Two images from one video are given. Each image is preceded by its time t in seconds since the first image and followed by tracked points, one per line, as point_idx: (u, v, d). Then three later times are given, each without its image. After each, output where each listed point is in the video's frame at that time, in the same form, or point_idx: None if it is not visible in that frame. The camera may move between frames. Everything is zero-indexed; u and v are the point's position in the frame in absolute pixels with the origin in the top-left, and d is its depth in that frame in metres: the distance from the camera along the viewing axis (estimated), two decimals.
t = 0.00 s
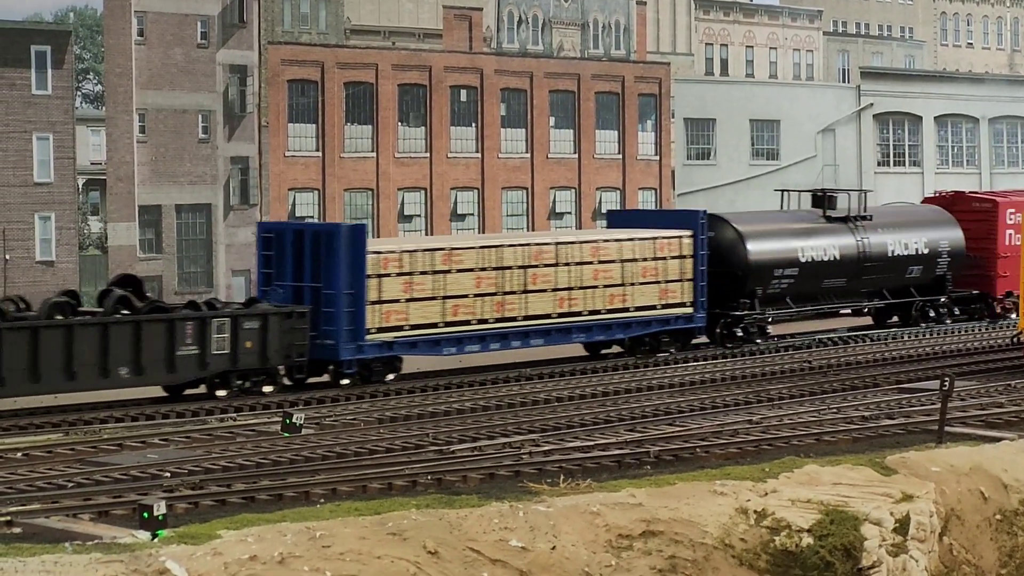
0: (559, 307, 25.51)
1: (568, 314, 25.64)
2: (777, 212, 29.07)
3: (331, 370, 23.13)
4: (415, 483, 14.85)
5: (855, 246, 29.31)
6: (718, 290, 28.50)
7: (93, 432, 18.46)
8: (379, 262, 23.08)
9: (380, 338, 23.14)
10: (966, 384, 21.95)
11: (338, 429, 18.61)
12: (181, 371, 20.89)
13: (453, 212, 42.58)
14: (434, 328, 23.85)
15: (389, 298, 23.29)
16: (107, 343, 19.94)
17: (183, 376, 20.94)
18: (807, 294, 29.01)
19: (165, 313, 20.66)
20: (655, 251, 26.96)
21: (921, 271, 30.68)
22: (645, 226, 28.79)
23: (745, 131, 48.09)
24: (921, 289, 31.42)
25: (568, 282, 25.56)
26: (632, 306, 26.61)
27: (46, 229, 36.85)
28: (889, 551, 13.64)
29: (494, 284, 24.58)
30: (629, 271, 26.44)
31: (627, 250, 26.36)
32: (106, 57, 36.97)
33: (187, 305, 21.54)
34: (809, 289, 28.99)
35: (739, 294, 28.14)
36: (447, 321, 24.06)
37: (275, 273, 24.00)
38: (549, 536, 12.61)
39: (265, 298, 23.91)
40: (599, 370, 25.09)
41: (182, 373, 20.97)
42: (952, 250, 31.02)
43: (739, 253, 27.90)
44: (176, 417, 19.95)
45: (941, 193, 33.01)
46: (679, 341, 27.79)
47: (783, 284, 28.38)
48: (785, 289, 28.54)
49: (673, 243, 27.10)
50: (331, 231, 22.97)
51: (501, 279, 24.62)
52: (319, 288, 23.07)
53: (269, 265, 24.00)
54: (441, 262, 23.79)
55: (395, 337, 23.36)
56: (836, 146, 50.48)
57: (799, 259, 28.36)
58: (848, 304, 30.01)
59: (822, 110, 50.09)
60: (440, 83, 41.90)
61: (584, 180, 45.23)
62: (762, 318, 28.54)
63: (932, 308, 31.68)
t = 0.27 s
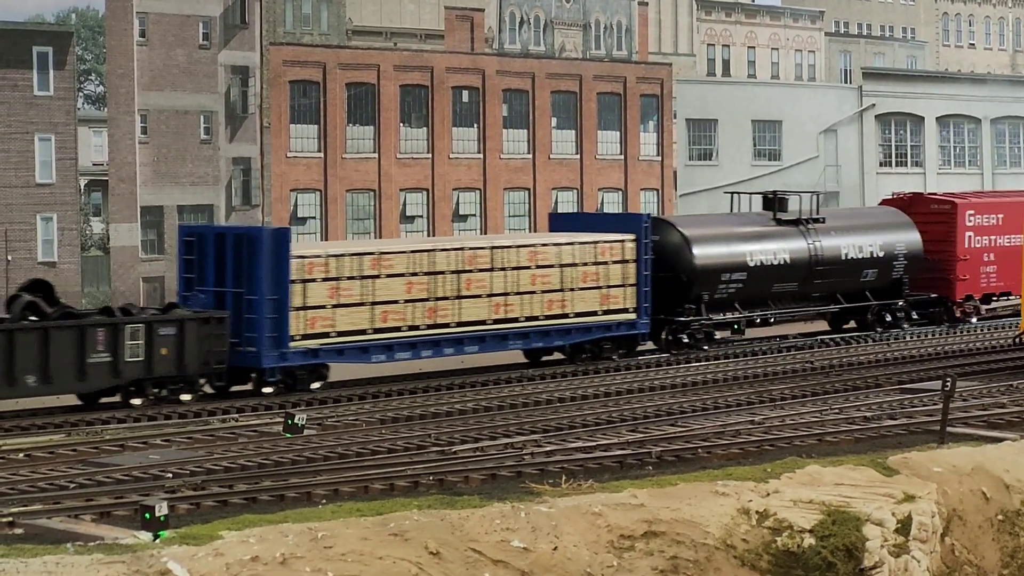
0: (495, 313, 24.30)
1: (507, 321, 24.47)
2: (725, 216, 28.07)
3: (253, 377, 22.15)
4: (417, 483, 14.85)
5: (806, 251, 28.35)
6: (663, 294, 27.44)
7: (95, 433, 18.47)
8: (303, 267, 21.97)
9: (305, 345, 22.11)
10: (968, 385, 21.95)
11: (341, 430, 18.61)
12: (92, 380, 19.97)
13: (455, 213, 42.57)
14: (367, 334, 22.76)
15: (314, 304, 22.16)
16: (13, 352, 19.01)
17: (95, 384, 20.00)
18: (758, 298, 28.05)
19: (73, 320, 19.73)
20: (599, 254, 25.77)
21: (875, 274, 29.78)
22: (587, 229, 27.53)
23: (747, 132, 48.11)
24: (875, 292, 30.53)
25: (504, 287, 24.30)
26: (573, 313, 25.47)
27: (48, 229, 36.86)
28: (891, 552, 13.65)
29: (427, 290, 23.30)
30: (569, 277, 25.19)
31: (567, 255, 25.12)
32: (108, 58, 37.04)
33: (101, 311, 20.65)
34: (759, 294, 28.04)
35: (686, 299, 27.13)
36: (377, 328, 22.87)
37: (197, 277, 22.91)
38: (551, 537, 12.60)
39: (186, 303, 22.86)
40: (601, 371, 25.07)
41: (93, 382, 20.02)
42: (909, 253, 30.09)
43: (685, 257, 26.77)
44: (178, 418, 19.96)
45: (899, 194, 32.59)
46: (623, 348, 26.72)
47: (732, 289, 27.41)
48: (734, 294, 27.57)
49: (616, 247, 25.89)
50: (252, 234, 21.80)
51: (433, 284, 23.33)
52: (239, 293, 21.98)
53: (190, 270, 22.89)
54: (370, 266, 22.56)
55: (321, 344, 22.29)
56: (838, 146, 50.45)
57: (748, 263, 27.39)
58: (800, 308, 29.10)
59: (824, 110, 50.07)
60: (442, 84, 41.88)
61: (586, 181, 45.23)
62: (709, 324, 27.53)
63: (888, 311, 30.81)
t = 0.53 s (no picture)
0: (426, 321, 23.73)
1: (437, 327, 23.84)
2: (668, 219, 27.39)
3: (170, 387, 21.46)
4: (419, 485, 14.86)
5: (755, 256, 27.73)
6: (604, 301, 26.91)
7: (97, 435, 18.48)
8: (224, 273, 21.25)
9: (223, 354, 21.34)
10: (969, 386, 21.95)
11: (342, 431, 18.62)
12: None
13: (456, 215, 42.65)
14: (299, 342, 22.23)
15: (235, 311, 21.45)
16: None
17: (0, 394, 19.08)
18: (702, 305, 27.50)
19: None
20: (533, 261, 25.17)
21: (828, 279, 29.13)
22: (529, 232, 26.96)
23: (748, 133, 48.08)
24: (829, 298, 29.93)
25: (436, 294, 23.75)
26: (508, 319, 24.82)
27: (49, 232, 36.86)
28: (892, 554, 13.67)
29: (353, 296, 22.75)
30: (505, 283, 24.70)
31: (502, 261, 24.60)
32: (110, 60, 37.13)
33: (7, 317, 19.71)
34: (703, 301, 27.46)
35: (627, 306, 26.56)
36: (301, 335, 22.26)
37: (114, 282, 22.10)
38: (553, 539, 12.60)
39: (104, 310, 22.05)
40: (603, 373, 25.07)
41: None
42: (863, 258, 29.52)
43: (626, 263, 26.21)
44: (179, 420, 19.97)
45: (856, 198, 32.00)
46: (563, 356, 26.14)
47: (675, 296, 26.81)
48: (677, 301, 26.99)
49: (552, 252, 25.36)
50: (168, 238, 21.08)
51: (361, 290, 22.75)
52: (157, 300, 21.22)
53: (107, 275, 22.14)
54: (293, 272, 21.93)
55: (241, 352, 21.56)
56: (839, 148, 50.43)
57: (692, 269, 26.77)
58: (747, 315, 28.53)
59: (825, 112, 50.09)
60: (443, 86, 41.87)
61: (587, 183, 45.27)
62: (651, 331, 26.98)
63: (841, 318, 30.16)
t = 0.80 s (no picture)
0: (353, 330, 23.05)
1: (362, 337, 23.16)
2: (611, 226, 26.94)
3: (80, 398, 20.78)
4: (419, 489, 14.86)
5: (699, 263, 27.26)
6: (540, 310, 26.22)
7: (97, 439, 18.50)
8: (138, 280, 20.69)
9: (138, 363, 20.72)
10: (970, 390, 21.95)
11: (342, 435, 18.63)
12: None
13: (457, 218, 42.70)
14: (228, 351, 21.68)
15: (149, 320, 20.85)
16: None
17: None
18: (645, 313, 26.90)
19: None
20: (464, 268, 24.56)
21: (778, 286, 28.69)
22: (460, 241, 26.26)
23: (748, 136, 48.05)
24: (779, 305, 29.46)
25: (363, 302, 23.08)
26: (438, 328, 24.17)
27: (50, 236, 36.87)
28: (892, 558, 13.69)
29: (275, 304, 22.09)
30: (436, 291, 23.98)
31: (433, 268, 23.91)
32: (110, 64, 37.14)
33: None
34: (646, 308, 26.87)
35: (564, 315, 25.88)
36: (219, 345, 21.58)
37: (26, 290, 21.37)
38: (553, 542, 12.60)
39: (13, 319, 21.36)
40: (604, 377, 25.07)
41: None
42: (813, 266, 29.03)
43: (565, 271, 25.53)
44: (180, 424, 19.99)
45: (808, 202, 31.53)
46: (497, 366, 25.39)
47: (616, 304, 26.25)
48: (618, 309, 26.39)
49: (486, 260, 24.70)
50: (80, 244, 20.48)
51: (283, 299, 22.09)
52: (68, 307, 20.56)
53: (17, 282, 21.41)
54: (212, 279, 21.35)
55: (157, 362, 20.93)
56: (840, 152, 50.45)
57: (634, 277, 26.23)
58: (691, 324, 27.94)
59: (825, 116, 50.10)
60: (444, 89, 41.89)
61: (587, 186, 45.28)
62: (590, 340, 26.34)
63: (793, 326, 29.82)
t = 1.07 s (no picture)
0: (274, 339, 22.06)
1: (285, 346, 22.16)
2: (549, 232, 25.85)
3: None
4: (419, 492, 14.86)
5: (642, 271, 26.22)
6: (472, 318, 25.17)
7: (97, 442, 18.51)
8: (45, 287, 19.69)
9: (46, 372, 19.74)
10: (970, 394, 21.94)
11: (342, 439, 18.64)
12: None
13: (457, 221, 42.69)
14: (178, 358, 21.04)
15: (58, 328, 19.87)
16: None
17: None
18: (584, 322, 25.83)
19: None
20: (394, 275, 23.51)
21: (726, 294, 27.71)
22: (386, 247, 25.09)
23: (748, 139, 48.11)
24: (726, 313, 28.40)
25: (285, 311, 22.10)
26: (365, 337, 23.15)
27: (50, 239, 36.83)
28: (892, 561, 13.71)
29: (192, 312, 21.12)
30: (362, 299, 23.01)
31: (359, 275, 22.96)
32: (110, 67, 37.35)
33: None
34: (586, 317, 25.79)
35: (498, 323, 24.80)
36: (132, 354, 20.60)
37: None
38: (553, 546, 12.60)
39: None
40: (604, 380, 25.05)
41: None
42: (761, 273, 28.02)
43: (499, 279, 24.46)
44: (180, 427, 20.00)
45: (759, 207, 30.49)
46: (428, 376, 24.40)
47: (553, 313, 25.19)
48: (556, 318, 25.33)
49: (415, 266, 23.67)
50: None
51: (201, 306, 21.15)
52: None
53: None
54: (125, 286, 20.41)
55: (66, 371, 19.94)
56: (840, 155, 50.44)
57: (573, 284, 25.16)
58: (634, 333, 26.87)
59: (825, 119, 50.18)
60: (444, 92, 41.94)
61: (587, 189, 45.33)
62: (526, 350, 25.30)
63: (741, 335, 28.87)
